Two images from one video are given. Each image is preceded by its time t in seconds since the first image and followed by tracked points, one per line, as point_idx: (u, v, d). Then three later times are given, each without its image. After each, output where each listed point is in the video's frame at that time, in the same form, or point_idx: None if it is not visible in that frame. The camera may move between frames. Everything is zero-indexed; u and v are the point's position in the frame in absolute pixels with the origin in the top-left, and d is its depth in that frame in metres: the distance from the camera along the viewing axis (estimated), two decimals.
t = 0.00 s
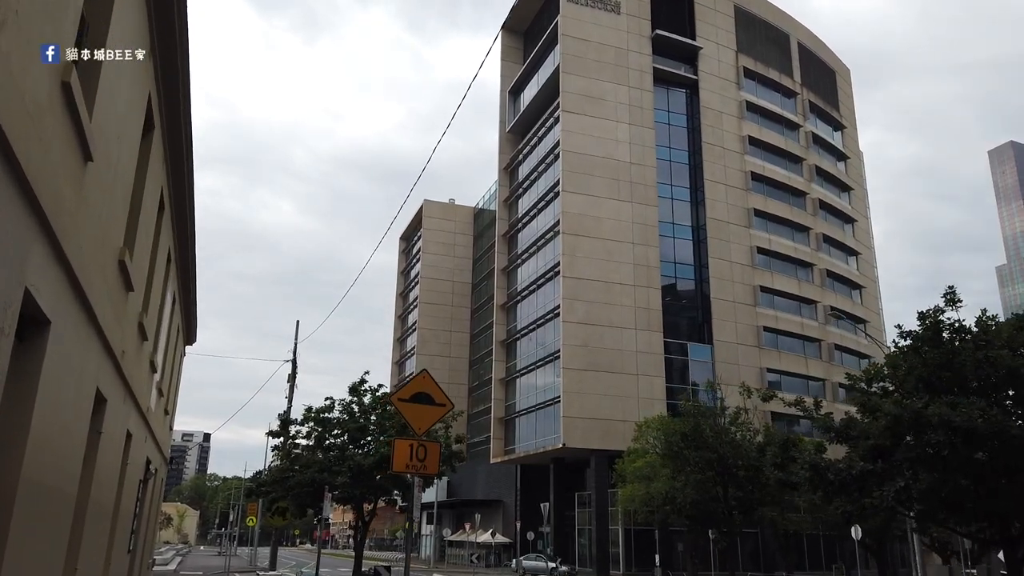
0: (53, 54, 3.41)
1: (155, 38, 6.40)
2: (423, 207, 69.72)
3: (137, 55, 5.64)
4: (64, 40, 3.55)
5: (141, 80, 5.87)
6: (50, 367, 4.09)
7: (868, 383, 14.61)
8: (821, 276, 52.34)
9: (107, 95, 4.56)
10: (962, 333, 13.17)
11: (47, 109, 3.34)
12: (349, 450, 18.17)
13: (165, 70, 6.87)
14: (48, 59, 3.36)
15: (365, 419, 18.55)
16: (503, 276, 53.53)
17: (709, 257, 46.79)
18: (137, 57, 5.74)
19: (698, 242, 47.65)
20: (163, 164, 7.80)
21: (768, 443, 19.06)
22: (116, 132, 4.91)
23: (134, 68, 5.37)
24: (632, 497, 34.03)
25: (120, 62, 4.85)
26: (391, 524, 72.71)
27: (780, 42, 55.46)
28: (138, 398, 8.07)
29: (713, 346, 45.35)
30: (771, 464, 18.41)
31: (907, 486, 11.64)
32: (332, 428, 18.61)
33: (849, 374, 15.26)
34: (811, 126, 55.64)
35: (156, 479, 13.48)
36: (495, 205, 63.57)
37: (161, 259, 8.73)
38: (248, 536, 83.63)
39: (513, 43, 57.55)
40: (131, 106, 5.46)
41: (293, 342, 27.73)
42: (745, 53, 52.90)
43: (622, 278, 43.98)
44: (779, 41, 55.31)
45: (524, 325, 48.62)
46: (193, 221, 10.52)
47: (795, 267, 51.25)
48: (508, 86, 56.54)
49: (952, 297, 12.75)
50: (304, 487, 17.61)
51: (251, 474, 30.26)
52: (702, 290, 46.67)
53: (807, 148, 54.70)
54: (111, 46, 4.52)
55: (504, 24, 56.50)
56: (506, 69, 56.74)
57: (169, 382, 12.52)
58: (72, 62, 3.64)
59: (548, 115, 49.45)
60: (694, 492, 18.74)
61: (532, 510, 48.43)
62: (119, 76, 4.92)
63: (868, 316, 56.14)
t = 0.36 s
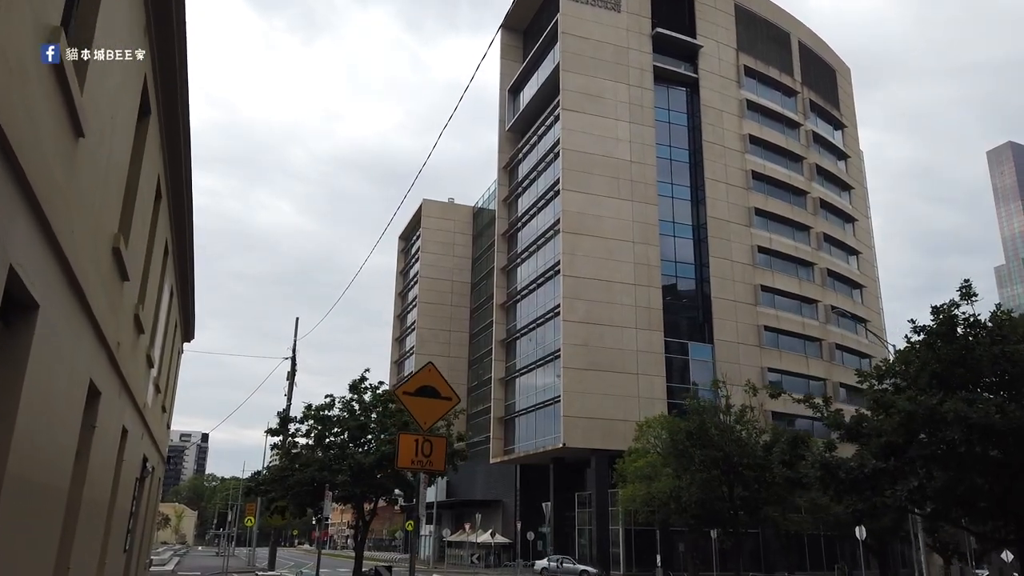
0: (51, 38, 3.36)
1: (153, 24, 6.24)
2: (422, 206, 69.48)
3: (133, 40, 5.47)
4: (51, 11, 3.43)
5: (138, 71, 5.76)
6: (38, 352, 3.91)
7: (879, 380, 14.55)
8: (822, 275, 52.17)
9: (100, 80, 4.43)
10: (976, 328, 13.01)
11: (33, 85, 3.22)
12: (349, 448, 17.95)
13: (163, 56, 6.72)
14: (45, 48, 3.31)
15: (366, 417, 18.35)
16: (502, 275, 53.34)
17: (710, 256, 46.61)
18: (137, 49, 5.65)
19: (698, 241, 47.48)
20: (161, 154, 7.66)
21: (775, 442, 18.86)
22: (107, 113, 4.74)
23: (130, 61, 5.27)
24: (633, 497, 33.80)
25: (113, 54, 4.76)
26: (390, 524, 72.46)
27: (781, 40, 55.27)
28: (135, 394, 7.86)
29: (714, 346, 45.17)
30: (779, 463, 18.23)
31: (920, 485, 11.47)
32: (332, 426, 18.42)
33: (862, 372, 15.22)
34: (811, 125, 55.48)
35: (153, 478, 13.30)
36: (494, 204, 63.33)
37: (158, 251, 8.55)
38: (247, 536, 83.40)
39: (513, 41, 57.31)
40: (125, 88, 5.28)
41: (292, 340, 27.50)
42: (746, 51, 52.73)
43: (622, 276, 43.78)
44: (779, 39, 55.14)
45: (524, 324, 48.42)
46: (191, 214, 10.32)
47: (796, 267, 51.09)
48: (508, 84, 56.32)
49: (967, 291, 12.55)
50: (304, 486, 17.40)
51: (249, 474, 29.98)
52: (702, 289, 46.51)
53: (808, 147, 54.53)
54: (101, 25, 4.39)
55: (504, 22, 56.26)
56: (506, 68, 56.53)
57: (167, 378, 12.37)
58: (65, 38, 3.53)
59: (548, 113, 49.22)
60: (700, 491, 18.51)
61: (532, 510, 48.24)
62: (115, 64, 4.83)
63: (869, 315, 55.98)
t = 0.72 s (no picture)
0: (46, 34, 3.25)
1: (152, 12, 6.09)
2: (424, 207, 69.30)
3: (131, 25, 5.31)
4: None
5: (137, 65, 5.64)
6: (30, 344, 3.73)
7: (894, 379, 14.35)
8: (826, 275, 51.91)
9: (95, 77, 4.31)
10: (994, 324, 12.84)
11: (25, 65, 3.09)
12: (353, 449, 17.77)
13: (163, 46, 6.56)
14: (43, 46, 3.25)
15: (370, 418, 18.16)
16: (505, 275, 53.16)
17: (714, 256, 46.36)
18: (136, 45, 5.52)
19: (702, 241, 47.25)
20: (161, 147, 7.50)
21: (785, 443, 18.60)
22: (102, 100, 4.57)
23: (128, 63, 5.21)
24: (638, 498, 33.50)
25: (110, 55, 4.67)
26: (394, 526, 72.36)
27: (785, 39, 55.02)
28: (134, 393, 7.68)
29: (719, 346, 44.95)
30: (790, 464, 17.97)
31: (940, 487, 11.30)
32: (336, 427, 18.25)
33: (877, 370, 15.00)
34: (815, 124, 55.22)
35: (154, 479, 13.12)
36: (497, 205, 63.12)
37: (158, 246, 8.37)
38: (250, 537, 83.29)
39: (515, 41, 57.14)
40: (121, 76, 5.11)
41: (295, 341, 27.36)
42: (749, 50, 52.50)
43: (626, 277, 43.55)
44: (783, 39, 54.90)
45: (527, 325, 48.22)
46: (190, 208, 10.12)
47: (800, 267, 50.82)
48: (510, 85, 56.15)
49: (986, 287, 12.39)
50: (308, 487, 17.21)
51: (252, 475, 29.81)
52: (706, 289, 46.28)
53: (812, 147, 54.27)
54: (96, 12, 4.24)
55: (506, 22, 56.05)
56: (508, 67, 56.34)
57: (168, 379, 12.18)
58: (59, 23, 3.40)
59: (551, 113, 49.04)
60: (710, 492, 18.30)
61: (536, 511, 47.99)
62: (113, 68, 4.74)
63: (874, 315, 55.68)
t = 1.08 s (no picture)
0: (44, 35, 3.08)
1: None
2: (429, 207, 69.14)
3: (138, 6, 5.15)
4: None
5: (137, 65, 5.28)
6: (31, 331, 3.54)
7: (916, 377, 14.38)
8: (833, 275, 51.58)
9: (101, 79, 4.16)
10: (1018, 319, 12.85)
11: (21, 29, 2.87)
12: (361, 449, 17.59)
13: (171, 31, 6.40)
14: (41, 43, 3.08)
15: (378, 417, 18.00)
16: (510, 276, 52.97)
17: (721, 255, 46.10)
18: (142, 27, 5.35)
19: (708, 240, 46.97)
20: (168, 137, 7.33)
21: (800, 443, 18.38)
22: (108, 88, 4.39)
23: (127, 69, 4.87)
24: (645, 499, 33.16)
25: (111, 56, 4.39)
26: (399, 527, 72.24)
27: (791, 37, 54.74)
28: (140, 390, 7.50)
29: (725, 346, 44.65)
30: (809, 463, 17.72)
31: (965, 486, 11.31)
32: (343, 426, 18.10)
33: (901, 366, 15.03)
34: (822, 123, 54.91)
35: (160, 479, 12.97)
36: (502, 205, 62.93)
37: (165, 241, 8.20)
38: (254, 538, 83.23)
39: (520, 40, 57.00)
40: (126, 62, 4.92)
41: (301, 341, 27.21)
42: (756, 49, 52.23)
43: (632, 277, 43.30)
44: (789, 37, 54.61)
45: (533, 325, 48.01)
46: (198, 201, 9.94)
47: (807, 267, 50.50)
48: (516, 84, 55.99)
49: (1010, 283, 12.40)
50: (315, 487, 17.02)
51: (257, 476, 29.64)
52: (713, 289, 46.02)
53: (819, 146, 53.96)
54: None
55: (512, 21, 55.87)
56: (514, 67, 56.18)
57: (174, 377, 12.02)
58: None
59: (556, 112, 48.82)
60: (723, 493, 18.05)
61: (542, 512, 47.80)
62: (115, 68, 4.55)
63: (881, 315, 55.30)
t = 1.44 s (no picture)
0: (45, 36, 2.78)
1: None
2: (439, 208, 69.05)
3: None
4: None
5: (136, 67, 4.60)
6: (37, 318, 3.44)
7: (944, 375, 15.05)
8: (848, 274, 51.08)
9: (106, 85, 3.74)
10: None
11: (32, 11, 2.69)
12: (377, 449, 17.49)
13: (189, 18, 6.24)
14: (40, 43, 2.77)
15: (393, 417, 17.90)
16: (522, 276, 52.79)
17: (735, 255, 45.74)
18: (160, 13, 5.21)
19: (721, 240, 46.60)
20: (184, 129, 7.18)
21: (824, 444, 18.02)
22: (122, 77, 4.21)
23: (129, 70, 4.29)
24: (659, 501, 32.87)
25: (109, 55, 3.86)
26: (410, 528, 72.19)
27: (804, 35, 54.25)
28: (157, 389, 7.36)
29: (739, 346, 44.27)
30: (837, 464, 17.39)
31: (1000, 487, 12.09)
32: (359, 426, 18.02)
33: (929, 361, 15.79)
34: (836, 121, 54.41)
35: (176, 480, 12.87)
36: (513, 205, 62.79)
37: (181, 237, 8.03)
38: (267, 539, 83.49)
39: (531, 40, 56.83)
40: (143, 50, 4.74)
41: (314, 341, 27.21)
42: (768, 47, 51.81)
43: (645, 276, 43.00)
44: (802, 35, 54.14)
45: (544, 325, 47.78)
46: (214, 198, 9.85)
47: (821, 266, 50.03)
48: (526, 84, 55.84)
49: None
50: (331, 487, 16.93)
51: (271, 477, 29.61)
52: (726, 289, 45.64)
53: (833, 144, 53.47)
54: None
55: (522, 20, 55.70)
56: (524, 67, 56.05)
57: (190, 377, 11.88)
58: None
59: (567, 111, 48.57)
60: (745, 495, 17.78)
61: (555, 513, 47.54)
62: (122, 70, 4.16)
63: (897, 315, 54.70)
